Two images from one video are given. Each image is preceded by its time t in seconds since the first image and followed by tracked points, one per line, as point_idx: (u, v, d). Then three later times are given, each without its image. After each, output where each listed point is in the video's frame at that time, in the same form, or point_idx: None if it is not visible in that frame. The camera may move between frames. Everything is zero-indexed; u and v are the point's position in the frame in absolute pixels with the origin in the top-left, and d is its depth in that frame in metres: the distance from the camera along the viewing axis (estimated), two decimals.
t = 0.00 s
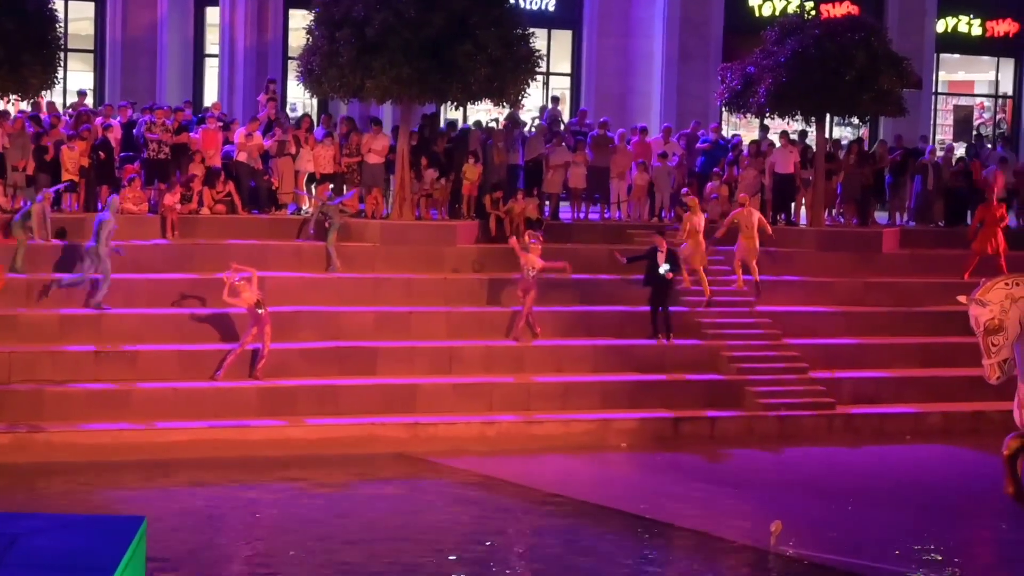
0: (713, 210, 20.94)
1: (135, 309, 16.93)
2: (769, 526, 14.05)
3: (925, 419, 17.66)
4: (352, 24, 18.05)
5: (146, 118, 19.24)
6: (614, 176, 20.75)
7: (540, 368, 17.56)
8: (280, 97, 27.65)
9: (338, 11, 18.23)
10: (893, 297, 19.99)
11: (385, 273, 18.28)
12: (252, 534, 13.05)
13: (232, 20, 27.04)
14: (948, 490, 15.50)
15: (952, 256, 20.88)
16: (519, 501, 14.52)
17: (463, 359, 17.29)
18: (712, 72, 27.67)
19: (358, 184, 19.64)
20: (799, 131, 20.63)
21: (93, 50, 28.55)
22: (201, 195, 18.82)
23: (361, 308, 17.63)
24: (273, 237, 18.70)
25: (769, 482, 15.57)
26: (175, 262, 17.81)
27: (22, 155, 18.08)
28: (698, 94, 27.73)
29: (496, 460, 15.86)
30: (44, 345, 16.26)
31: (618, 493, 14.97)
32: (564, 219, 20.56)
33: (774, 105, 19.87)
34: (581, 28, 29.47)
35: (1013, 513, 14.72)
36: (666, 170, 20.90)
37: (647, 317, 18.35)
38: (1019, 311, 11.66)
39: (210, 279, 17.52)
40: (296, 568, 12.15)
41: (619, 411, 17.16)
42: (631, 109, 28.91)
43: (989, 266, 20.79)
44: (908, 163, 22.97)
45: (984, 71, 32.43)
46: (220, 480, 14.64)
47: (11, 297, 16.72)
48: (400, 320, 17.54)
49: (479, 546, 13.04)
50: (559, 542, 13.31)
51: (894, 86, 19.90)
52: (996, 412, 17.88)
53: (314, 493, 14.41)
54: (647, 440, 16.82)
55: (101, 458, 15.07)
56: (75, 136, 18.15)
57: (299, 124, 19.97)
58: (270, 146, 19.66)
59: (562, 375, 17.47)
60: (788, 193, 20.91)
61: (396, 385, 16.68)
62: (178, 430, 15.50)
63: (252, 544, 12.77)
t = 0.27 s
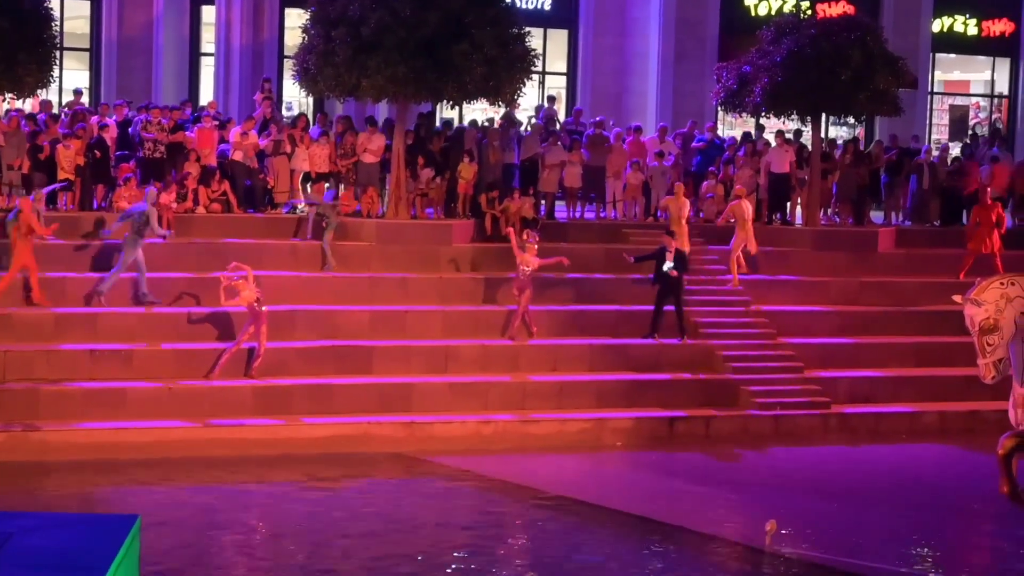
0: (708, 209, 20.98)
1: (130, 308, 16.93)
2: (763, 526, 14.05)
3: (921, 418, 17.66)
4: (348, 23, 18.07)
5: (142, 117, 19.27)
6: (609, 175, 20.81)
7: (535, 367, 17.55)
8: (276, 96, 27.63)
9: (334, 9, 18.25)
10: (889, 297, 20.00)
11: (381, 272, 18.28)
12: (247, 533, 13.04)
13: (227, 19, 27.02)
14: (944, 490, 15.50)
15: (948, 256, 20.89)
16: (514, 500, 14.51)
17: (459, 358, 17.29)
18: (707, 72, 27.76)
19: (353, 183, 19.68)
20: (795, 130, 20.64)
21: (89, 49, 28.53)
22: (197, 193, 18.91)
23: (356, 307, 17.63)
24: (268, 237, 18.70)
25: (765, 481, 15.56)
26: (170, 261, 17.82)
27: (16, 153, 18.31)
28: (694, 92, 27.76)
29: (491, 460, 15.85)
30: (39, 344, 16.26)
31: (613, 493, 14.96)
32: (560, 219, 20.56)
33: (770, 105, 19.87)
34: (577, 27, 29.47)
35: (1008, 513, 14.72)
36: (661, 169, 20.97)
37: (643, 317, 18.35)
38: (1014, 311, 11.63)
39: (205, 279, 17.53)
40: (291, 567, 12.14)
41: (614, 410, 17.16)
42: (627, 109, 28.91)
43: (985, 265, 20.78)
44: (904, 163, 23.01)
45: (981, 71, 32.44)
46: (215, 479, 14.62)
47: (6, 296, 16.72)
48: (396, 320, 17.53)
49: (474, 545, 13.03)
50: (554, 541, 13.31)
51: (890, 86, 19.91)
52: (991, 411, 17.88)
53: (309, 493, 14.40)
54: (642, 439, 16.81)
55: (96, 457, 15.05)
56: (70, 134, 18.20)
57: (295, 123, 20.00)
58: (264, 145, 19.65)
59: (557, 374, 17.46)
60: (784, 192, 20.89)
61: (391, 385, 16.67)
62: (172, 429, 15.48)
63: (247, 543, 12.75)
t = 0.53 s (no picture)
0: (707, 209, 20.92)
1: (130, 308, 16.93)
2: (763, 526, 14.05)
3: (920, 418, 17.66)
4: (348, 23, 18.09)
5: (142, 116, 19.29)
6: (610, 175, 20.73)
7: (536, 367, 17.55)
8: (275, 96, 27.63)
9: (334, 9, 18.27)
10: (889, 296, 20.00)
11: (380, 271, 18.29)
12: (247, 533, 13.03)
13: (227, 19, 27.02)
14: (944, 490, 15.50)
15: (948, 255, 20.91)
16: (513, 500, 14.51)
17: (459, 358, 17.29)
18: (707, 71, 27.76)
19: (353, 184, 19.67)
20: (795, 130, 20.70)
21: (88, 48, 28.53)
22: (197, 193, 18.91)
23: (357, 306, 17.65)
24: (268, 237, 18.72)
25: (765, 481, 15.55)
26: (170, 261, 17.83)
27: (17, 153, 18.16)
28: (694, 92, 27.77)
29: (491, 459, 15.85)
30: (39, 344, 16.26)
31: (613, 493, 14.96)
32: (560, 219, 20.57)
33: (769, 105, 19.89)
34: (576, 27, 29.46)
35: (1008, 513, 14.72)
36: (660, 168, 20.99)
37: (642, 315, 18.35)
38: (1014, 311, 11.12)
39: (205, 279, 17.55)
40: (291, 567, 12.14)
41: (614, 410, 17.16)
42: (626, 108, 28.91)
43: (985, 265, 20.78)
44: (904, 163, 23.04)
45: (980, 71, 32.44)
46: (215, 479, 14.62)
47: (6, 295, 16.72)
48: (395, 319, 17.52)
49: (474, 545, 13.02)
50: (554, 541, 13.30)
51: (890, 86, 19.91)
52: (991, 411, 17.88)
53: (309, 492, 14.40)
54: (642, 439, 16.81)
55: (96, 457, 15.05)
56: (70, 134, 18.21)
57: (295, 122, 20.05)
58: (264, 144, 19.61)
59: (557, 374, 17.46)
60: (784, 192, 20.93)
61: (391, 385, 16.67)
62: (173, 429, 15.48)
63: (247, 543, 12.75)
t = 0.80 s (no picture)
0: (705, 208, 20.90)
1: (128, 307, 16.93)
2: (761, 525, 14.05)
3: (919, 417, 17.66)
4: (347, 22, 18.10)
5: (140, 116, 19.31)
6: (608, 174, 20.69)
7: (534, 366, 17.56)
8: (274, 95, 27.65)
9: (332, 8, 18.25)
10: (888, 296, 20.00)
11: (379, 271, 18.30)
12: (245, 533, 13.03)
13: (225, 19, 27.04)
14: (942, 489, 15.50)
15: (946, 255, 20.92)
16: (512, 500, 14.51)
17: (457, 358, 17.29)
18: (706, 70, 27.71)
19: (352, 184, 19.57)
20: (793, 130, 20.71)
21: (87, 48, 28.56)
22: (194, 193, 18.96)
23: (355, 306, 17.66)
24: (266, 236, 18.76)
25: (763, 481, 15.56)
26: (168, 261, 17.85)
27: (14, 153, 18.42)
28: (692, 92, 27.69)
29: (489, 459, 15.85)
30: (37, 343, 16.26)
31: (611, 492, 14.96)
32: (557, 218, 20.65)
33: (767, 105, 19.90)
34: (574, 26, 29.49)
35: (1006, 512, 14.72)
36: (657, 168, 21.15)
37: (640, 315, 18.35)
38: (1014, 311, 10.45)
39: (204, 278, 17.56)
40: (289, 566, 12.13)
41: (611, 409, 17.17)
42: (625, 108, 28.92)
43: (983, 264, 20.78)
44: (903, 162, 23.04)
45: (978, 70, 32.44)
46: (213, 479, 14.62)
47: (4, 295, 16.73)
48: (393, 319, 17.52)
49: (472, 545, 13.02)
50: (552, 540, 13.30)
51: (887, 85, 19.92)
52: (990, 410, 17.88)
53: (307, 492, 14.40)
54: (640, 438, 16.81)
55: (95, 457, 15.05)
56: (68, 133, 18.21)
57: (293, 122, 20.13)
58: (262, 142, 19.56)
59: (555, 374, 17.46)
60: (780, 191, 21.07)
61: (389, 384, 16.67)
62: (171, 428, 15.48)
63: (245, 543, 12.74)
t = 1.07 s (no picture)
0: (701, 208, 20.98)
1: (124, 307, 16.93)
2: (758, 524, 14.04)
3: (915, 416, 17.66)
4: (343, 22, 18.07)
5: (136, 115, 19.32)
6: (604, 174, 20.68)
7: (530, 366, 17.55)
8: (270, 95, 27.65)
9: (329, 7, 18.24)
10: (884, 296, 20.00)
11: (376, 271, 18.29)
12: (242, 533, 13.02)
13: (222, 18, 27.04)
14: (938, 488, 15.49)
15: (942, 254, 20.93)
16: (508, 499, 14.50)
17: (454, 358, 17.29)
18: (703, 69, 27.71)
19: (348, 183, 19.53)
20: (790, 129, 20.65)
21: (83, 48, 28.57)
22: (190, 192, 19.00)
23: (352, 305, 17.65)
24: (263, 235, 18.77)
25: (759, 480, 15.55)
26: (165, 261, 17.86)
27: (10, 153, 18.42)
28: (689, 92, 27.72)
29: (485, 459, 15.84)
30: (33, 343, 16.25)
31: (608, 492, 14.95)
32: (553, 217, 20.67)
33: (764, 104, 19.91)
34: (571, 26, 29.50)
35: (1003, 511, 14.71)
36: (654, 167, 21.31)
37: (637, 314, 18.34)
38: (1010, 310, 10.24)
39: (200, 278, 17.54)
40: (285, 566, 12.12)
41: (608, 409, 17.16)
42: (621, 107, 28.91)
43: (979, 264, 20.78)
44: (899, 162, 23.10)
45: (975, 70, 32.45)
46: (210, 479, 14.61)
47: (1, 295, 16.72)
48: (389, 319, 17.52)
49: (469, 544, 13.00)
50: (549, 540, 13.29)
51: (884, 85, 19.93)
52: (986, 409, 17.88)
53: (303, 492, 14.38)
54: (637, 438, 16.79)
55: (91, 457, 15.04)
56: (64, 133, 18.19)
57: (289, 121, 20.17)
58: (258, 143, 19.68)
59: (552, 374, 17.45)
60: (778, 192, 20.98)
61: (386, 384, 16.66)
62: (166, 428, 15.47)
63: (243, 543, 12.73)
